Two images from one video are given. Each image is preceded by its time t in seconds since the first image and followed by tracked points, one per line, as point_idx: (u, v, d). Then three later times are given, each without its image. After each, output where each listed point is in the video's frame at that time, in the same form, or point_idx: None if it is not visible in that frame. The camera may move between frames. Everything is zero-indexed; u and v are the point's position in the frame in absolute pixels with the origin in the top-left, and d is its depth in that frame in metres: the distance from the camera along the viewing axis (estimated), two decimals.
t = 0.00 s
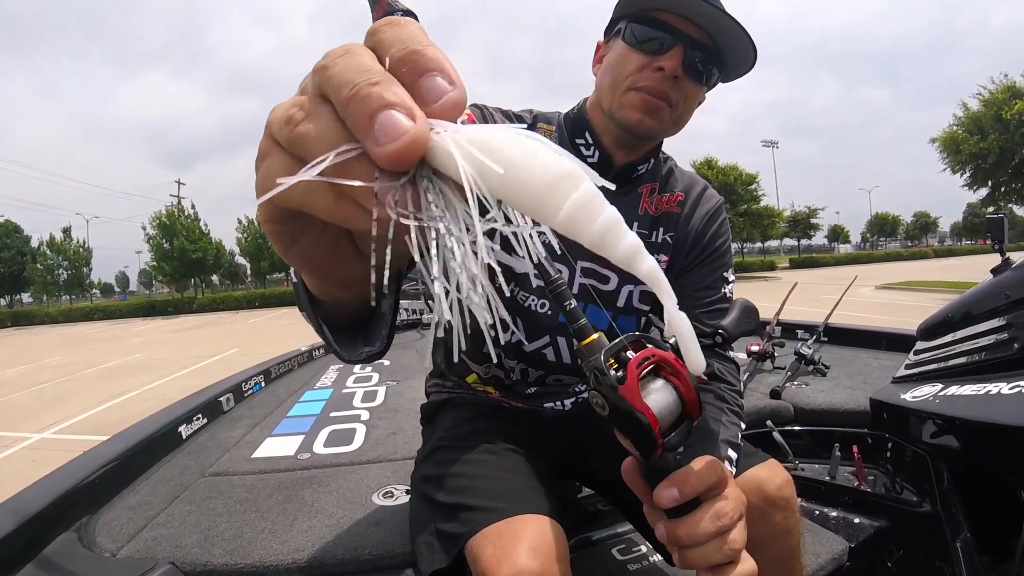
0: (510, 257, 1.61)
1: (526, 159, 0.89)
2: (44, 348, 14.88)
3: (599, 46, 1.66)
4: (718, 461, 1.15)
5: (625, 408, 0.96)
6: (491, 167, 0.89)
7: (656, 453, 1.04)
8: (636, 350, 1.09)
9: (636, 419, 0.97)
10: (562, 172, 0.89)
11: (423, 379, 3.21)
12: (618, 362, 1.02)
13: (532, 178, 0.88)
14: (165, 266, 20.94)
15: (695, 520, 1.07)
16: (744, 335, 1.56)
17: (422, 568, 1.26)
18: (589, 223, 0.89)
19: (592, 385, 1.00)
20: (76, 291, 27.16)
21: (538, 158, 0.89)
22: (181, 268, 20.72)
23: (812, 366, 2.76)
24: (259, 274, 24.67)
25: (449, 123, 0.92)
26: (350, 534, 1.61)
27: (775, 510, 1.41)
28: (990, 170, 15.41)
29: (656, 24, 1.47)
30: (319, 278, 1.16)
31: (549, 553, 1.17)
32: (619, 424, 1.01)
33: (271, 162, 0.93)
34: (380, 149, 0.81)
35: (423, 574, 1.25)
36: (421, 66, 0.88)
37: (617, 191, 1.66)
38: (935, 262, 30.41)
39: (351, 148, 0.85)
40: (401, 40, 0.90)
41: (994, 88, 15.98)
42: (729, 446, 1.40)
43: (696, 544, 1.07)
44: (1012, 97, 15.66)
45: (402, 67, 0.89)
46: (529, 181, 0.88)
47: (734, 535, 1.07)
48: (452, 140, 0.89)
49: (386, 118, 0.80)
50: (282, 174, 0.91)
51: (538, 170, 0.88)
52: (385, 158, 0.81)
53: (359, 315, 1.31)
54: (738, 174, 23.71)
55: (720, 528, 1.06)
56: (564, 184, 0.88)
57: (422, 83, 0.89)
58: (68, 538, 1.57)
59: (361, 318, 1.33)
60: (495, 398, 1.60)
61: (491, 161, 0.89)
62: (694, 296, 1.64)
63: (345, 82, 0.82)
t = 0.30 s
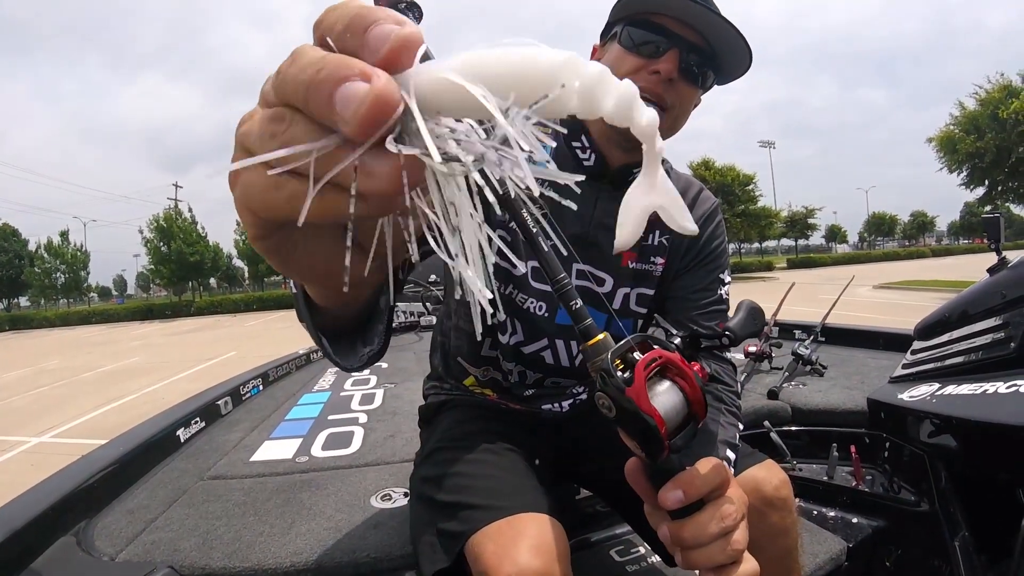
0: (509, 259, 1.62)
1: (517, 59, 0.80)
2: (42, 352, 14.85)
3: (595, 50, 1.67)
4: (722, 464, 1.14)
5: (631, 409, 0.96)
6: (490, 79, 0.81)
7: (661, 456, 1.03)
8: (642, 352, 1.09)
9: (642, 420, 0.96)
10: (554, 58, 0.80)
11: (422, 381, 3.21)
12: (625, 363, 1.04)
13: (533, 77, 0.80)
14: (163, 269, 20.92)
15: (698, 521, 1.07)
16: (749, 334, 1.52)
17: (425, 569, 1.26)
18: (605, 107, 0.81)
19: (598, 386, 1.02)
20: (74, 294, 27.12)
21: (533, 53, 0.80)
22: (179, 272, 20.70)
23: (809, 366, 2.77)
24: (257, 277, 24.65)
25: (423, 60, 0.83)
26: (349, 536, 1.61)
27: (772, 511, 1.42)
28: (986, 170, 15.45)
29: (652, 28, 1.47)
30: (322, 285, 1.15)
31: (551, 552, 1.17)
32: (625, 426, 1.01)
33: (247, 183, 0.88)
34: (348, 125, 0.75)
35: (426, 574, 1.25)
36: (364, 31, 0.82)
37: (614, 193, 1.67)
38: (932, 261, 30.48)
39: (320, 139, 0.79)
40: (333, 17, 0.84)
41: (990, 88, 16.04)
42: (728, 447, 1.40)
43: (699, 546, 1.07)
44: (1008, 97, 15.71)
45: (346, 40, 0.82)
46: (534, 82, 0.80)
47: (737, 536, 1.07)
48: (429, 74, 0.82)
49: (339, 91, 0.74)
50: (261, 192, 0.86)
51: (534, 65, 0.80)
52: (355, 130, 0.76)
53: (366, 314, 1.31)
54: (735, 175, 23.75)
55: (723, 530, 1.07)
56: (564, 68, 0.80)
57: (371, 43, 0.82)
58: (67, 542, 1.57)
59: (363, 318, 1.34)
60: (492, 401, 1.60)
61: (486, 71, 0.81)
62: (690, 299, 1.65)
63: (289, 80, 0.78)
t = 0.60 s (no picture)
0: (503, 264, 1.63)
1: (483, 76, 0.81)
2: (37, 355, 14.77)
3: (584, 53, 1.67)
4: (720, 472, 1.15)
5: (632, 415, 0.96)
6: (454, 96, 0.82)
7: (661, 461, 1.03)
8: (643, 356, 1.09)
9: (643, 426, 0.96)
10: (524, 77, 0.80)
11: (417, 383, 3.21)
12: (624, 367, 1.05)
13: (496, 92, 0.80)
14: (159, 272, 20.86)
15: (697, 527, 1.07)
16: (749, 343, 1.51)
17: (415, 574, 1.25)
18: (563, 118, 0.80)
19: (599, 391, 1.02)
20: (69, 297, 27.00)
21: (500, 71, 0.81)
22: (175, 274, 20.63)
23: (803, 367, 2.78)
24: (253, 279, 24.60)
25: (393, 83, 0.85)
26: (345, 539, 1.61)
27: (765, 513, 1.42)
28: (981, 171, 15.52)
29: (639, 28, 1.48)
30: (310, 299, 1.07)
31: (542, 558, 1.17)
32: (625, 431, 1.01)
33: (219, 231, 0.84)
34: (324, 139, 0.76)
35: None
36: (308, 54, 0.82)
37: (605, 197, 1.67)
38: (928, 262, 30.57)
39: (289, 160, 0.80)
40: (269, 46, 0.82)
41: (984, 89, 16.12)
42: (721, 450, 1.40)
43: (698, 551, 1.06)
44: (1003, 98, 15.79)
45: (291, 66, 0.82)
46: (491, 99, 0.80)
47: (734, 542, 1.08)
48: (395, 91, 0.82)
49: (303, 105, 0.74)
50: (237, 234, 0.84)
51: (501, 81, 0.80)
52: (333, 143, 0.77)
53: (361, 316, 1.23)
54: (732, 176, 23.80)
55: (722, 535, 1.07)
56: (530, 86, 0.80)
57: (320, 64, 0.82)
58: (61, 545, 1.57)
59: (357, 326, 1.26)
60: (486, 404, 1.60)
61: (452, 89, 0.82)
62: (683, 302, 1.65)
63: (234, 105, 0.76)
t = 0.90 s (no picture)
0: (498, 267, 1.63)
1: (421, 103, 0.81)
2: (35, 358, 14.73)
3: (578, 57, 1.68)
4: (709, 475, 1.15)
5: (620, 420, 0.97)
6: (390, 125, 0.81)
7: (649, 465, 1.04)
8: (633, 360, 1.10)
9: (631, 431, 0.97)
10: (462, 106, 0.81)
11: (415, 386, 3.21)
12: (615, 371, 1.04)
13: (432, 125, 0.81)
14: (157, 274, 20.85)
15: (686, 532, 1.07)
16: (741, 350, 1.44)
17: None
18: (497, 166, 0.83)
19: (588, 395, 1.03)
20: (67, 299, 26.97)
21: (438, 101, 0.81)
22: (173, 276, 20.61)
23: (800, 369, 2.79)
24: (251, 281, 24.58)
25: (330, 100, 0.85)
26: (342, 543, 1.61)
27: (760, 516, 1.42)
28: (978, 172, 15.56)
29: (633, 32, 1.49)
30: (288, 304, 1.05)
31: (537, 562, 1.17)
32: (614, 436, 1.02)
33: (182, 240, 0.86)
34: (267, 161, 0.77)
35: None
36: (260, 74, 0.82)
37: (600, 199, 1.68)
38: (926, 263, 30.65)
39: (240, 176, 0.80)
40: (229, 65, 0.83)
41: (981, 90, 16.18)
42: (715, 454, 1.41)
43: (686, 556, 1.07)
44: (1000, 99, 15.84)
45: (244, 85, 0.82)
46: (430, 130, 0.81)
47: (723, 547, 1.08)
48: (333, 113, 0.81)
49: (251, 127, 0.75)
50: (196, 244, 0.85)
51: (438, 112, 0.81)
52: (278, 165, 0.78)
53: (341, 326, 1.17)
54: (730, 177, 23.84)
55: (710, 540, 1.07)
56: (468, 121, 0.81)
57: (274, 83, 0.82)
58: (60, 548, 1.56)
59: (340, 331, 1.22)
60: (483, 406, 1.60)
61: (390, 115, 0.82)
62: (677, 305, 1.65)
63: (191, 122, 0.77)
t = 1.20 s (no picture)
0: (501, 275, 1.64)
1: (448, 129, 0.86)
2: (36, 361, 14.75)
3: (581, 66, 1.69)
4: (705, 482, 1.16)
5: (617, 425, 0.97)
6: (417, 147, 0.85)
7: (646, 471, 1.03)
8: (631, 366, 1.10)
9: (627, 436, 0.97)
10: (486, 140, 0.87)
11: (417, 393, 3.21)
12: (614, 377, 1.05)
13: (457, 153, 0.85)
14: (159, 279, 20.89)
15: (683, 537, 1.07)
16: (739, 358, 1.45)
17: None
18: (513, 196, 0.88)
19: (586, 399, 1.03)
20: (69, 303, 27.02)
21: (464, 133, 0.86)
22: (175, 281, 20.61)
23: (802, 377, 2.79)
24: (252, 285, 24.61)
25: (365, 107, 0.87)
26: (343, 549, 1.61)
27: (760, 524, 1.43)
28: (979, 177, 15.56)
29: (635, 43, 1.50)
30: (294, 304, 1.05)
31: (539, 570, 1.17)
32: (611, 440, 1.02)
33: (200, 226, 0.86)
34: (294, 155, 0.77)
35: None
36: (288, 63, 0.81)
37: (603, 208, 1.69)
38: (927, 268, 30.63)
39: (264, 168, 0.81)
40: (257, 50, 0.84)
41: (981, 96, 16.21)
42: (716, 462, 1.41)
43: (682, 561, 1.07)
44: (1001, 105, 15.86)
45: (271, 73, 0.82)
46: (452, 156, 0.85)
47: (719, 555, 1.08)
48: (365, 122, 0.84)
49: (281, 121, 0.76)
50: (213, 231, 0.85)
51: (461, 141, 0.85)
52: (304, 160, 0.78)
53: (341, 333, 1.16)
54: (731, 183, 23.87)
55: (706, 546, 1.07)
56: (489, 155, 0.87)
57: (302, 74, 0.82)
58: (61, 553, 1.57)
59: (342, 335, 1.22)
60: (484, 414, 1.60)
61: (420, 136, 0.85)
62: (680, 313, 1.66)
63: (222, 110, 0.78)
